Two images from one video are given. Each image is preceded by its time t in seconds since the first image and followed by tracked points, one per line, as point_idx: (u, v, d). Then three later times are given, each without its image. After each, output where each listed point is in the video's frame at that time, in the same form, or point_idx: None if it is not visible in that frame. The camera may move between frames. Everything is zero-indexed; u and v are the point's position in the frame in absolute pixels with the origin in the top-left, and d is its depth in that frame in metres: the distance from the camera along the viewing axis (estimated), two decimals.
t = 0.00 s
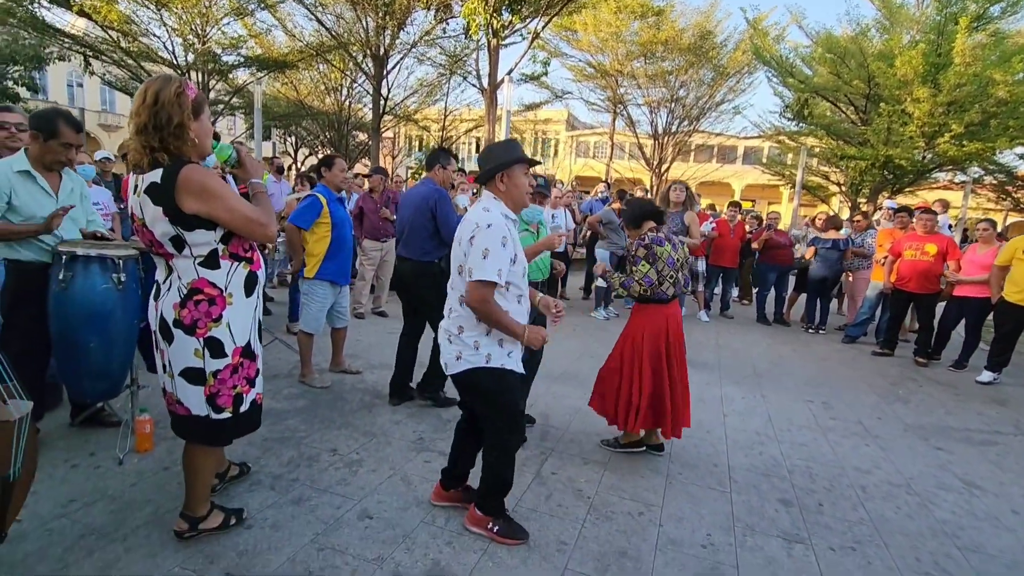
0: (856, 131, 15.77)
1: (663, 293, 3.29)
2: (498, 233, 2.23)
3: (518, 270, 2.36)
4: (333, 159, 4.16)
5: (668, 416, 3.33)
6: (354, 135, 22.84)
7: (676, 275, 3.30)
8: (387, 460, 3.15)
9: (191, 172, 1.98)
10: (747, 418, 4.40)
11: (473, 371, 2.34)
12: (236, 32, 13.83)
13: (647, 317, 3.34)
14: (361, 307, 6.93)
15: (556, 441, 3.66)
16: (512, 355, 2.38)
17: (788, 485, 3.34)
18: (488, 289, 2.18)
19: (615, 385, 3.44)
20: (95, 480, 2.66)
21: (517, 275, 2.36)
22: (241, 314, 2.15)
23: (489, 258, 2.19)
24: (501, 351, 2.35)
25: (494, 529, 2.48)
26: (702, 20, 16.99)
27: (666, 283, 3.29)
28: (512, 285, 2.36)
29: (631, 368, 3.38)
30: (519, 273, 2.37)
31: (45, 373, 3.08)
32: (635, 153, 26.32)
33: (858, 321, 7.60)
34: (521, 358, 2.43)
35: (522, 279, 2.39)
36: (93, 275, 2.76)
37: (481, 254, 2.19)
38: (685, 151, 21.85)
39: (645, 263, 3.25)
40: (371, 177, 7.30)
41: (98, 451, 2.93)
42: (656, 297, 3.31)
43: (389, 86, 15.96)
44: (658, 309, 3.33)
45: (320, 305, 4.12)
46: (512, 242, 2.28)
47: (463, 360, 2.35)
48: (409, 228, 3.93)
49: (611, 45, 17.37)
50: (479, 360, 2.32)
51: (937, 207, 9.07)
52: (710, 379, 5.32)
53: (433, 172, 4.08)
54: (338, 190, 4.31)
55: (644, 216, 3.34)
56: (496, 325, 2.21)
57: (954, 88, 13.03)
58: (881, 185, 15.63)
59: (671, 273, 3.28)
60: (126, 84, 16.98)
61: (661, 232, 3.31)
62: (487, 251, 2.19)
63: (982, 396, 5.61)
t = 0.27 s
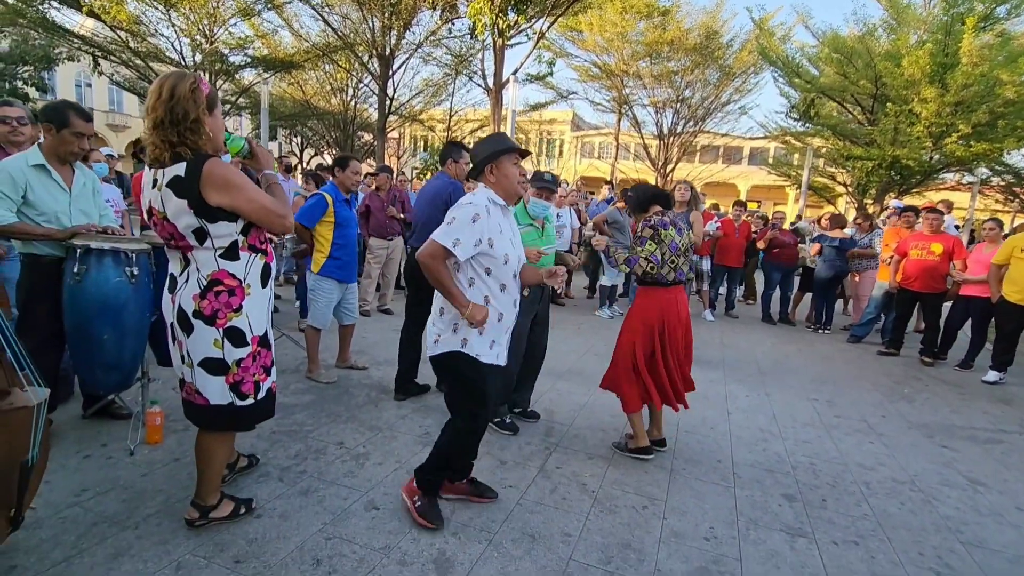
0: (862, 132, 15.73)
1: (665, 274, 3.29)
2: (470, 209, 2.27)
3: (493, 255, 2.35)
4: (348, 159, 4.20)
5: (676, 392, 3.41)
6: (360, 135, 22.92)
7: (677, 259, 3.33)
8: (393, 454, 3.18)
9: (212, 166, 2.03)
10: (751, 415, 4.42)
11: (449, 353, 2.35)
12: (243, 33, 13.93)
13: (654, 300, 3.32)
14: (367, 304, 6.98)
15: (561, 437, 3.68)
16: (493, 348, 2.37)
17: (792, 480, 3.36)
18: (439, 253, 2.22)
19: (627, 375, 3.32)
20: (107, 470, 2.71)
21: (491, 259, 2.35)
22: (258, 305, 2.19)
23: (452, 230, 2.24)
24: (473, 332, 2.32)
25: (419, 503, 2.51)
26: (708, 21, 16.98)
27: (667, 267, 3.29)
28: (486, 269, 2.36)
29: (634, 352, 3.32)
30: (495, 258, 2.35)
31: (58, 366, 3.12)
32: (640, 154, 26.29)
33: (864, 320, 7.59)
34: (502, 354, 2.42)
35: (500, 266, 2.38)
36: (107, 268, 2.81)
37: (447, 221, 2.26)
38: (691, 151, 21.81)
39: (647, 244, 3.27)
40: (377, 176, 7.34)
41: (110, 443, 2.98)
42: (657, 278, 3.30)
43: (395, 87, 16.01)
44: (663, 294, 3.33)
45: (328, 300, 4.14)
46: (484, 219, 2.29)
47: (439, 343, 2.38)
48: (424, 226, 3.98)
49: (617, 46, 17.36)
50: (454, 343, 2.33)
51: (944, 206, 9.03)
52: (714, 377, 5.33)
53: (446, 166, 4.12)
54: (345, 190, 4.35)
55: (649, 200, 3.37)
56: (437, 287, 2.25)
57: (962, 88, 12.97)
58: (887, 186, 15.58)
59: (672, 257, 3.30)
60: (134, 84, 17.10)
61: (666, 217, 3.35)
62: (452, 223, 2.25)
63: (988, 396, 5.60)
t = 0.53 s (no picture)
0: (858, 135, 15.81)
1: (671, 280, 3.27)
2: (453, 222, 2.26)
3: (476, 259, 2.35)
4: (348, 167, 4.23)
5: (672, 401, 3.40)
6: (358, 140, 22.96)
7: (678, 268, 3.30)
8: (390, 457, 3.17)
9: (214, 168, 2.03)
10: (749, 417, 4.42)
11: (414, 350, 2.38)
12: (241, 39, 13.95)
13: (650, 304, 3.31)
14: (364, 308, 6.98)
15: (559, 440, 3.68)
16: (463, 351, 2.34)
17: (790, 482, 3.35)
18: (440, 275, 2.22)
19: (622, 386, 3.31)
20: (102, 474, 2.69)
21: (475, 267, 2.35)
22: (256, 307, 2.19)
23: (441, 246, 2.22)
24: (445, 338, 2.32)
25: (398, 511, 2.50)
26: (704, 26, 17.07)
27: (666, 275, 3.28)
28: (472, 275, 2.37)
29: (626, 363, 3.32)
30: (478, 262, 2.35)
31: (53, 369, 3.11)
32: (638, 158, 26.36)
33: (861, 323, 7.59)
34: (479, 360, 2.39)
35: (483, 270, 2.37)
36: (103, 271, 2.80)
37: (434, 241, 2.24)
38: (688, 155, 21.88)
39: (641, 249, 3.25)
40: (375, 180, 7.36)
41: (105, 447, 2.97)
42: (651, 285, 3.30)
43: (392, 92, 16.06)
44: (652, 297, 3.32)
45: (324, 303, 4.14)
46: (469, 231, 2.29)
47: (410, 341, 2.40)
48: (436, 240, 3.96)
49: (614, 51, 17.43)
50: (421, 340, 2.35)
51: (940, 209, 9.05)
52: (711, 380, 5.33)
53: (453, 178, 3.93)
54: (343, 196, 4.37)
55: (657, 204, 3.32)
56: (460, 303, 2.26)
57: (956, 92, 13.04)
58: (884, 189, 15.63)
59: (672, 266, 3.27)
60: (132, 89, 17.12)
61: (670, 223, 3.32)
62: (440, 238, 2.23)
63: (985, 398, 5.60)
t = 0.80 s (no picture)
0: (851, 145, 15.93)
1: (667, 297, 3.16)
2: (475, 235, 2.28)
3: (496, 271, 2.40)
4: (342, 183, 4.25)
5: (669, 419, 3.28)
6: (355, 152, 23.02)
7: (667, 286, 3.16)
8: (385, 473, 3.15)
9: (207, 184, 2.03)
10: (746, 428, 4.40)
11: (436, 372, 2.35)
12: (238, 53, 14.00)
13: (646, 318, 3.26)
14: (360, 321, 6.96)
15: (556, 453, 3.66)
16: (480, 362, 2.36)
17: (788, 494, 3.34)
18: (484, 283, 2.23)
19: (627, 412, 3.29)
20: (94, 494, 2.67)
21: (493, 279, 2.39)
22: (250, 324, 2.18)
23: (476, 258, 2.24)
24: (468, 355, 2.34)
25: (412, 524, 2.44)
26: (697, 37, 17.23)
27: (655, 294, 3.19)
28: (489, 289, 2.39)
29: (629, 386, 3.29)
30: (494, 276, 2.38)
31: (46, 387, 3.09)
32: (633, 168, 26.49)
33: (857, 332, 7.60)
34: (491, 370, 2.41)
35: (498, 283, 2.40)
36: (96, 288, 2.79)
37: (465, 255, 2.25)
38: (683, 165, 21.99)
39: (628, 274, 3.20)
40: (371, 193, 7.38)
41: (97, 466, 2.94)
42: (642, 303, 3.25)
43: (389, 104, 16.14)
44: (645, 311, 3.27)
45: (320, 317, 4.14)
46: (490, 244, 2.33)
47: (428, 362, 2.38)
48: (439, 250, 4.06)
49: (608, 62, 17.57)
50: (441, 361, 2.33)
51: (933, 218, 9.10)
52: (708, 391, 5.33)
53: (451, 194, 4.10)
54: (337, 210, 4.36)
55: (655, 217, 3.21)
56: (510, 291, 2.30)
57: (947, 101, 13.17)
58: (877, 198, 15.74)
59: (657, 284, 3.16)
60: (129, 103, 17.16)
61: (657, 241, 3.20)
62: (472, 250, 2.25)
63: (982, 406, 5.60)
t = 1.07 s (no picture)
0: (845, 156, 16.06)
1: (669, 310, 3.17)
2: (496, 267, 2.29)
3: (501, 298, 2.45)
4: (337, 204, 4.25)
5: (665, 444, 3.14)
6: (353, 168, 23.13)
7: (668, 300, 3.17)
8: (382, 496, 3.13)
9: (195, 212, 2.03)
10: (745, 444, 4.39)
11: (463, 411, 2.35)
12: (236, 73, 14.04)
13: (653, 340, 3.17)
14: (358, 339, 6.95)
15: (554, 472, 3.64)
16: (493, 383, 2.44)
17: (788, 512, 3.33)
18: (514, 316, 2.25)
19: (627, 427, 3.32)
20: (88, 522, 2.65)
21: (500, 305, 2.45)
22: (243, 350, 2.17)
23: (502, 291, 2.26)
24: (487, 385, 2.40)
25: (451, 561, 2.46)
26: (690, 52, 17.43)
27: (657, 310, 3.17)
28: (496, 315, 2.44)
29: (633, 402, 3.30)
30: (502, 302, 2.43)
31: (41, 414, 3.08)
32: (629, 181, 26.63)
33: (855, 343, 7.60)
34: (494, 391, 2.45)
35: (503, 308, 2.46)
36: (91, 315, 2.79)
37: (491, 288, 2.24)
38: (679, 177, 22.12)
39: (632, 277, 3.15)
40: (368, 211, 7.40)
41: (91, 493, 2.92)
42: (645, 320, 3.20)
43: (386, 122, 16.27)
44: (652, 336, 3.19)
45: (317, 338, 4.12)
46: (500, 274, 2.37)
47: (453, 403, 2.34)
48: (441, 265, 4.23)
49: (603, 77, 17.74)
50: (469, 399, 2.34)
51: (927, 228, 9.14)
52: (707, 406, 5.32)
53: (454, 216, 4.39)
54: (332, 232, 4.38)
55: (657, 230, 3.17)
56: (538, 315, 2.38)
57: (938, 112, 13.30)
58: (872, 208, 15.84)
59: (660, 299, 3.17)
60: (128, 123, 17.24)
61: (656, 255, 3.20)
62: (497, 284, 2.26)
63: (981, 418, 5.59)
